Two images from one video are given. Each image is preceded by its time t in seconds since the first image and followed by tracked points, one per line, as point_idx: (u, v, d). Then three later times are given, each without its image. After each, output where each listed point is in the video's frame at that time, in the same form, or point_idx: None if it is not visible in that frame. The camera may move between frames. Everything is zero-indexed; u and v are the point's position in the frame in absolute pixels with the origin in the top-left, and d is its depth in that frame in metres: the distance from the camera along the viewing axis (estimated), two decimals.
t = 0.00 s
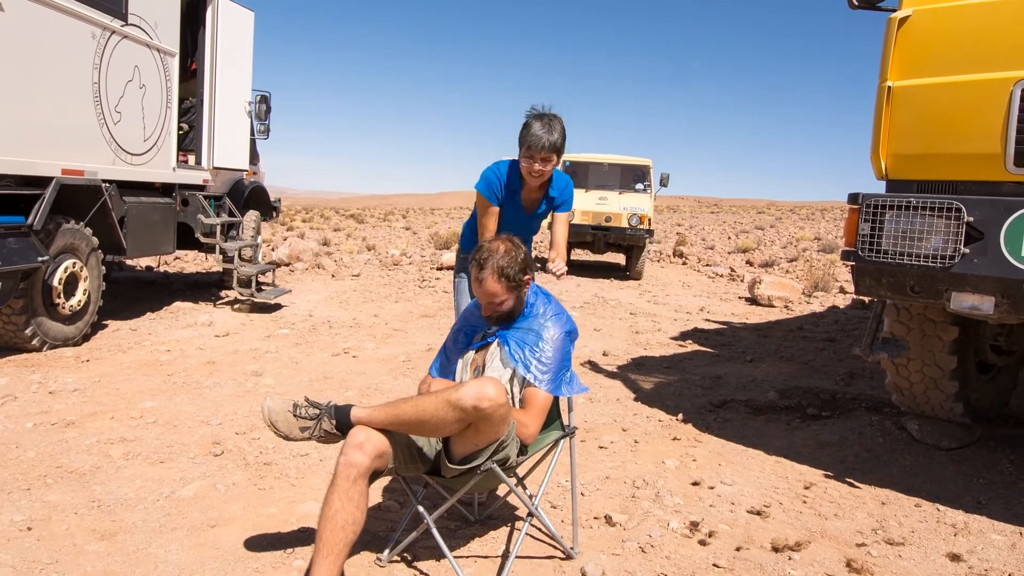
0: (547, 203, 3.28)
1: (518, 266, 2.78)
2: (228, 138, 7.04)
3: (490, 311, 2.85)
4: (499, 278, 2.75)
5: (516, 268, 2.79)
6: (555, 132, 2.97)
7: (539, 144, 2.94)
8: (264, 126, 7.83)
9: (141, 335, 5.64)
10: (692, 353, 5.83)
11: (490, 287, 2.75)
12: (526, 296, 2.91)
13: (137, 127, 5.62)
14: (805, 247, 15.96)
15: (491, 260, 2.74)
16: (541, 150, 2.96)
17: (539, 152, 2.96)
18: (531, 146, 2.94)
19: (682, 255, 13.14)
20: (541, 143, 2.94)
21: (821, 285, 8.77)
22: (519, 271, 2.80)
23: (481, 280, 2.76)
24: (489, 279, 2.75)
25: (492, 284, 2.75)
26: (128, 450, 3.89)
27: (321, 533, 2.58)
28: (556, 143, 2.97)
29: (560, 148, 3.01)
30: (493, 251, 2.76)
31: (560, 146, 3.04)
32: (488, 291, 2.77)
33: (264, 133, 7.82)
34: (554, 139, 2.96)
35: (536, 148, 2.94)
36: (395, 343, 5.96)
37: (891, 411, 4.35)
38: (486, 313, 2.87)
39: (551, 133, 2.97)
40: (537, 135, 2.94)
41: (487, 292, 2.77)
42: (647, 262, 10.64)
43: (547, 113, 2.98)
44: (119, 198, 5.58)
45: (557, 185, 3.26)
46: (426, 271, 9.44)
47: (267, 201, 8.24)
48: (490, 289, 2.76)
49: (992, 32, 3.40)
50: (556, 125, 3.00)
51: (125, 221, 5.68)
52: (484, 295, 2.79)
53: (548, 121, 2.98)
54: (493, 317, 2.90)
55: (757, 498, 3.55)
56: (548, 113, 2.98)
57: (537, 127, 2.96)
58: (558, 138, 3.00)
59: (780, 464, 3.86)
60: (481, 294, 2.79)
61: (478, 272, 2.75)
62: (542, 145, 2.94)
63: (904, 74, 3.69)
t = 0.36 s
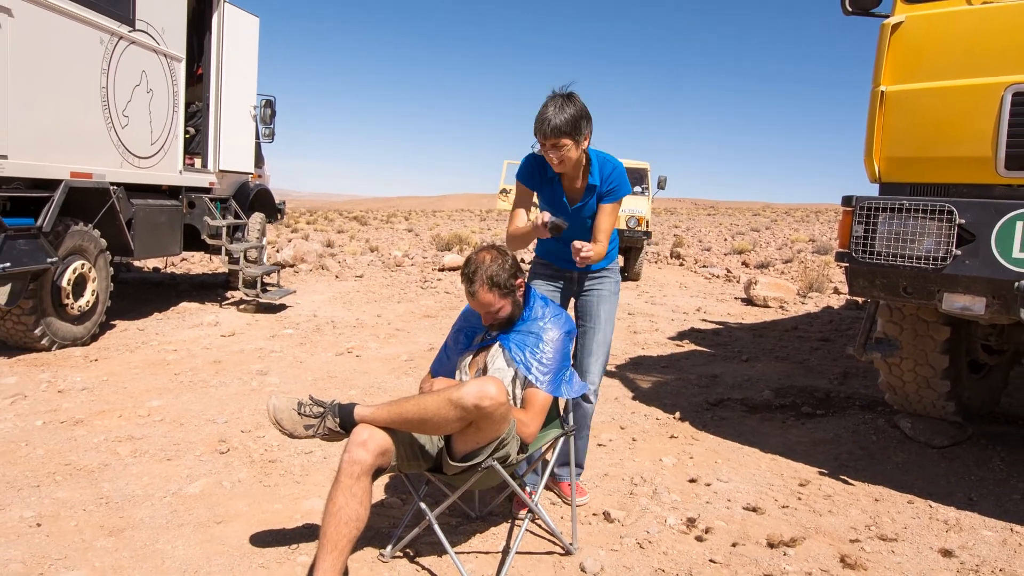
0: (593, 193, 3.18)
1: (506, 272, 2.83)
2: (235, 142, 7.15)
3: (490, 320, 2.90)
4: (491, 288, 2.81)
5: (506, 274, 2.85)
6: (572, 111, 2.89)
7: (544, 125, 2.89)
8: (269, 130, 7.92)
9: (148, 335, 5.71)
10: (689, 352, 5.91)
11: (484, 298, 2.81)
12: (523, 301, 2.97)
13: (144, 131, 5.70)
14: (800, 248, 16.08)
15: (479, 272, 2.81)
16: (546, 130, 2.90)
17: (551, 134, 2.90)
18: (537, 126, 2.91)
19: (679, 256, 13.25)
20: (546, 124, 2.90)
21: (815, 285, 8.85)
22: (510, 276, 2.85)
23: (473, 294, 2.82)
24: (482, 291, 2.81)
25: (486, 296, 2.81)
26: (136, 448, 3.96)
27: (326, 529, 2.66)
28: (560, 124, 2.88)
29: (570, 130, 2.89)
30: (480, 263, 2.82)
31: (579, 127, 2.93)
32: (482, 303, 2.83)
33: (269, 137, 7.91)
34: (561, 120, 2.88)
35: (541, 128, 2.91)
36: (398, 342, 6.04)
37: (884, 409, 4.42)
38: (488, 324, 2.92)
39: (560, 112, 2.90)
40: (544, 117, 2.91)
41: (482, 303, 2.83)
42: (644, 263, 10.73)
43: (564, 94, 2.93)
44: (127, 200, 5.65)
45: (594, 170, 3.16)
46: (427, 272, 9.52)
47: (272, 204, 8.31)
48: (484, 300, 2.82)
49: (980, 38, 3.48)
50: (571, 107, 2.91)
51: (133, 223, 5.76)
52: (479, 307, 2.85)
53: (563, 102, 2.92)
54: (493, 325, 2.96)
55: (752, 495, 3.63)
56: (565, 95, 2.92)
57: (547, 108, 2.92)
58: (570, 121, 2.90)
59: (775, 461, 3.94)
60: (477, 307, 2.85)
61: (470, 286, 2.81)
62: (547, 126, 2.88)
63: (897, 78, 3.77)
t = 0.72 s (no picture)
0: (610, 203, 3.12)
1: (489, 273, 2.86)
2: (241, 146, 7.25)
3: (485, 323, 2.94)
4: (476, 290, 2.85)
5: (489, 275, 2.87)
6: (577, 126, 2.87)
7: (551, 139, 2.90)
8: (275, 134, 8.02)
9: (156, 334, 5.79)
10: (686, 352, 6.00)
11: (471, 301, 2.85)
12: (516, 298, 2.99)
13: (152, 135, 5.78)
14: (795, 250, 16.20)
15: (462, 276, 2.85)
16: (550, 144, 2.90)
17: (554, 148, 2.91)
18: (546, 141, 2.91)
19: (677, 257, 13.36)
20: (553, 139, 2.89)
21: (809, 286, 8.95)
22: (494, 276, 2.88)
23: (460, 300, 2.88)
24: (468, 295, 2.85)
25: (472, 299, 2.85)
26: (144, 445, 4.05)
27: (330, 524, 2.74)
28: (564, 140, 2.87)
29: (573, 147, 2.86)
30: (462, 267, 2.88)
31: (583, 145, 2.89)
32: (470, 308, 2.87)
33: (274, 141, 8.02)
34: (564, 135, 2.86)
35: (548, 145, 2.91)
36: (400, 342, 6.13)
37: (876, 407, 4.51)
38: (484, 327, 2.95)
39: (566, 128, 2.87)
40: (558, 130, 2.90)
41: (471, 308, 2.87)
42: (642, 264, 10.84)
43: (573, 108, 2.89)
44: (135, 203, 5.74)
45: (611, 189, 3.07)
46: (429, 273, 9.62)
47: (278, 207, 8.40)
48: (472, 304, 2.86)
49: (969, 45, 3.57)
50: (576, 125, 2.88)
51: (141, 225, 5.84)
52: (470, 313, 2.89)
53: (574, 118, 2.89)
54: (490, 329, 2.98)
55: (747, 491, 3.71)
56: (574, 109, 2.89)
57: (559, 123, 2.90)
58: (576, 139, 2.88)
59: (770, 458, 4.02)
60: (468, 311, 2.89)
61: (455, 291, 2.86)
62: (553, 140, 2.89)
63: (889, 85, 3.85)
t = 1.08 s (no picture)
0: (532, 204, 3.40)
1: (514, 283, 2.95)
2: (245, 148, 7.33)
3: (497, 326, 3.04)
4: (500, 297, 2.92)
5: (512, 284, 2.95)
6: (491, 139, 3.09)
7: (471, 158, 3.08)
8: (280, 138, 8.11)
9: (163, 334, 5.86)
10: (683, 352, 6.07)
11: (494, 308, 2.92)
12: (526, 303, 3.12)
13: (159, 139, 5.86)
14: (790, 251, 16.30)
15: (489, 283, 2.90)
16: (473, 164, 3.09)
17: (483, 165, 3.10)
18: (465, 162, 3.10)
19: (675, 259, 13.45)
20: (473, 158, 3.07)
21: (804, 287, 9.02)
22: (517, 285, 2.96)
23: (482, 305, 2.93)
24: (491, 301, 2.92)
25: (497, 307, 2.92)
26: (151, 443, 4.12)
27: (334, 521, 2.82)
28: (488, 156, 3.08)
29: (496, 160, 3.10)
30: (489, 274, 2.92)
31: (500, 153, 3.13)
32: (490, 313, 2.94)
33: (279, 144, 8.12)
34: (482, 152, 3.07)
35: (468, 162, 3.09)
36: (403, 341, 6.20)
37: (870, 406, 4.59)
38: (495, 328, 3.06)
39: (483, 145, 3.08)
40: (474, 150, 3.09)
41: (490, 314, 2.95)
42: (640, 265, 10.93)
43: (479, 124, 3.07)
44: (143, 205, 5.82)
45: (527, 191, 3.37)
46: (431, 274, 9.69)
47: (282, 209, 8.48)
48: (492, 311, 2.94)
49: (961, 51, 3.64)
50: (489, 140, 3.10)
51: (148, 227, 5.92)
52: (488, 317, 2.97)
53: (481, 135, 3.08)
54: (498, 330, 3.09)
55: (744, 488, 3.78)
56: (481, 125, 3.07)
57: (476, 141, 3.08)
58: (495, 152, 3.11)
59: (766, 456, 4.09)
60: (486, 315, 2.96)
61: (479, 297, 2.92)
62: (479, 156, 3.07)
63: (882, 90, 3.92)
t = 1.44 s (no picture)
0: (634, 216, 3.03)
1: (485, 259, 3.07)
2: (250, 151, 7.43)
3: (484, 312, 3.08)
4: (472, 275, 3.03)
5: (484, 263, 3.07)
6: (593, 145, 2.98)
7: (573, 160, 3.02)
8: (284, 141, 8.22)
9: (170, 334, 5.95)
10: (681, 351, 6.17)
11: (467, 286, 3.02)
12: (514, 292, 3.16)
13: (166, 142, 5.94)
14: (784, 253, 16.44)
15: (455, 263, 3.05)
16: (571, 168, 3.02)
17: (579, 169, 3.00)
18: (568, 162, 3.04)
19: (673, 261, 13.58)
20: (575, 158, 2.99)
21: (799, 288, 9.13)
22: (487, 261, 3.07)
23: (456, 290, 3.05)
24: (463, 282, 3.03)
25: (469, 280, 3.02)
26: (159, 441, 4.20)
27: (338, 517, 2.89)
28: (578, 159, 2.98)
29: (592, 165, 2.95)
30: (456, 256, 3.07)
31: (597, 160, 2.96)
32: (466, 292, 3.03)
33: (284, 148, 8.23)
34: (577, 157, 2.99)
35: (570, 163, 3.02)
36: (406, 341, 6.30)
37: (863, 404, 4.68)
38: (485, 317, 3.09)
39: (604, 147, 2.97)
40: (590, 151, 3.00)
41: (467, 296, 3.03)
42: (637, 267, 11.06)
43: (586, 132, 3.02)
44: (150, 208, 5.91)
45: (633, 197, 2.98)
46: (433, 275, 9.79)
47: (287, 211, 8.58)
48: (468, 291, 3.03)
49: (952, 56, 3.72)
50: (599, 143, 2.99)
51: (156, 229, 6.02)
52: (467, 302, 3.04)
53: (590, 138, 3.00)
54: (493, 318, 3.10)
55: (740, 485, 3.86)
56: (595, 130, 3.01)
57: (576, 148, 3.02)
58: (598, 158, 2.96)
59: (761, 454, 4.17)
60: (466, 300, 3.04)
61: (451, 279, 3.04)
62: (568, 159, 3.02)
63: (875, 94, 4.00)
